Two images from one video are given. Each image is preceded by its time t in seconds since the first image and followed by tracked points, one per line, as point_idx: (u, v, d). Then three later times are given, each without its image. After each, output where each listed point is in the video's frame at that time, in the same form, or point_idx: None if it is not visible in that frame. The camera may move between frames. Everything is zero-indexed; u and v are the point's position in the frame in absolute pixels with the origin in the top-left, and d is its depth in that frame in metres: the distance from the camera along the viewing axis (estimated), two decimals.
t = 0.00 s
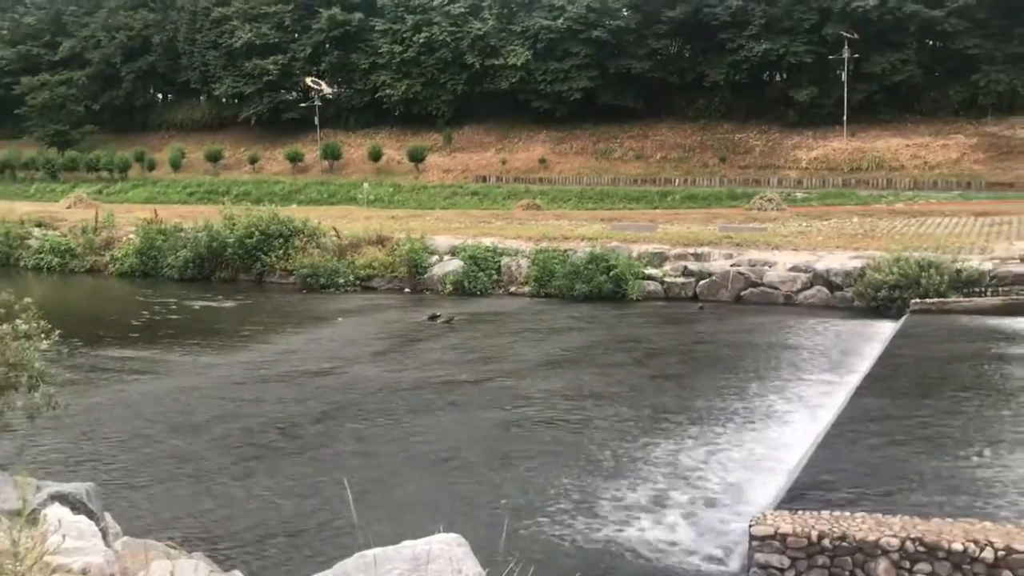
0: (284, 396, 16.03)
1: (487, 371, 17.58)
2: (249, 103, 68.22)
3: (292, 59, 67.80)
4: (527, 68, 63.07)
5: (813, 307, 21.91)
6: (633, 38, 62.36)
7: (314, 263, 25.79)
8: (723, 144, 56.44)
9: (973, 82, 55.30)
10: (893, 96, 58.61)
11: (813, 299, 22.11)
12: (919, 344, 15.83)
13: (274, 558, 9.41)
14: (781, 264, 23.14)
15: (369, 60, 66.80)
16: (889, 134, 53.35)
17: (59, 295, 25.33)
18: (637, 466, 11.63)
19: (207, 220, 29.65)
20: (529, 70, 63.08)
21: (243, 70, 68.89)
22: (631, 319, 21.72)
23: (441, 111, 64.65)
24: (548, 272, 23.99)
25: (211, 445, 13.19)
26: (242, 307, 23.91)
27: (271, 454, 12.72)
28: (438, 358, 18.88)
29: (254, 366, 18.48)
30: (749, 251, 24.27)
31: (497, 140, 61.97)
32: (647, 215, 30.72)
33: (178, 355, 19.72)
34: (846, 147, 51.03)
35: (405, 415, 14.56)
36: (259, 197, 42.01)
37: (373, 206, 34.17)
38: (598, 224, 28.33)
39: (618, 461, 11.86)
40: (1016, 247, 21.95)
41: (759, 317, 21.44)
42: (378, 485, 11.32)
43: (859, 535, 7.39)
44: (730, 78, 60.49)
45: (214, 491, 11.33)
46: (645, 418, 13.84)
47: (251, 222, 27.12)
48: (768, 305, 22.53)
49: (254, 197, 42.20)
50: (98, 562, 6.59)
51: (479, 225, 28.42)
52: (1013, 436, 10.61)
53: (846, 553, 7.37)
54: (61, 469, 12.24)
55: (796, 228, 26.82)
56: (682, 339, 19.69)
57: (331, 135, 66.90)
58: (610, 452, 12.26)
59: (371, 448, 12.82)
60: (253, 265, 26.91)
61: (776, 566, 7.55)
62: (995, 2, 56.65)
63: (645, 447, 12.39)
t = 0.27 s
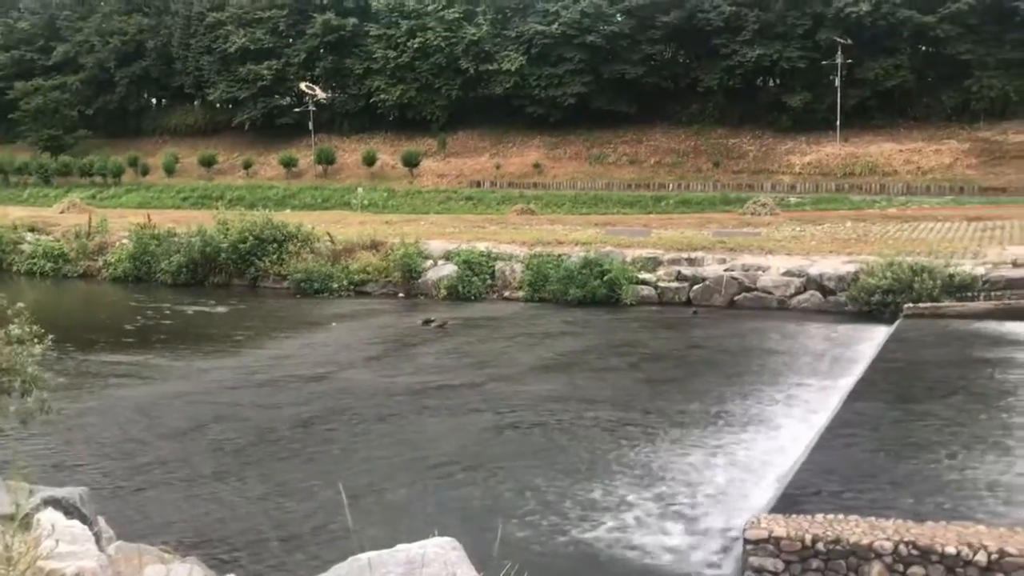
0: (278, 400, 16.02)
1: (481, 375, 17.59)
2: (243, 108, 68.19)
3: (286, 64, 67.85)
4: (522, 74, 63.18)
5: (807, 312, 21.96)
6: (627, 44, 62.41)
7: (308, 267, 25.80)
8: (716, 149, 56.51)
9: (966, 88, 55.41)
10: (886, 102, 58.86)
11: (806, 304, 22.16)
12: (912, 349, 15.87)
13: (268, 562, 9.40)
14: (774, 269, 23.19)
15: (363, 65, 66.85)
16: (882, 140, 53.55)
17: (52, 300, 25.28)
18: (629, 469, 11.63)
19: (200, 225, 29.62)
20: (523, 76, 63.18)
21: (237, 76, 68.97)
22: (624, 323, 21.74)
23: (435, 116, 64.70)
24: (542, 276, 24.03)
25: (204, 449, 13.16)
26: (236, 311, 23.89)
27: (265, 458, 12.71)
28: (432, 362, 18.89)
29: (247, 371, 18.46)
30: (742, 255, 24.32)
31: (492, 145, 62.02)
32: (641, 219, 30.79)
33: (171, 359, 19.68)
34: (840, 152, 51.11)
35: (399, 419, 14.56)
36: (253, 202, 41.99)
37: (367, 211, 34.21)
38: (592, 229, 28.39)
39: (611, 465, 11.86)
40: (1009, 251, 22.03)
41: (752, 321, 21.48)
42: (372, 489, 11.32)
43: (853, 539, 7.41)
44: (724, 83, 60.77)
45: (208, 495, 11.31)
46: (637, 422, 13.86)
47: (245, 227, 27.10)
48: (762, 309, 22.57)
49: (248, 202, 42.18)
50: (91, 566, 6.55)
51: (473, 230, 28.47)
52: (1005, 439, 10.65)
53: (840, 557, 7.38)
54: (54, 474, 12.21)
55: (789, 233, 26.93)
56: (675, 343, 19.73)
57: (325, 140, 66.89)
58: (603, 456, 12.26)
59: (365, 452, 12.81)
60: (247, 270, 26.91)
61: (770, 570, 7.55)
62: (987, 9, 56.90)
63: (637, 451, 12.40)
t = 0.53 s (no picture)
0: (268, 402, 16.00)
1: (471, 377, 17.60)
2: (233, 109, 68.04)
3: (275, 65, 67.73)
4: (512, 75, 63.20)
5: (796, 313, 22.03)
6: (617, 46, 62.75)
7: (298, 269, 25.79)
8: (706, 151, 56.66)
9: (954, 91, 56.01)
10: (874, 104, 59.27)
11: (796, 305, 22.25)
12: (901, 350, 15.95)
13: (258, 564, 9.39)
14: (763, 270, 23.26)
15: (353, 66, 66.81)
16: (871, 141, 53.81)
17: (40, 302, 25.19)
18: (619, 472, 11.65)
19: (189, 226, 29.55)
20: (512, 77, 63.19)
21: (227, 76, 68.90)
22: (615, 325, 21.78)
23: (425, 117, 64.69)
24: (533, 278, 24.06)
25: (193, 451, 13.14)
26: (226, 313, 23.85)
27: (255, 460, 12.69)
28: (423, 363, 18.89)
29: (237, 372, 18.44)
30: (732, 257, 24.39)
31: (482, 147, 62.05)
32: (631, 221, 30.87)
33: (161, 361, 19.63)
34: (829, 154, 51.31)
35: (390, 421, 14.56)
36: (242, 203, 41.93)
37: (358, 212, 34.22)
38: (582, 230, 28.45)
39: (601, 467, 11.88)
40: (997, 253, 22.13)
41: (742, 322, 21.54)
42: (362, 491, 11.32)
43: (842, 540, 7.44)
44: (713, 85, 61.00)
45: (197, 497, 11.30)
46: (627, 424, 13.88)
47: (235, 228, 27.06)
48: (752, 310, 22.63)
49: (237, 204, 42.11)
50: (80, 570, 6.52)
51: (464, 231, 28.50)
52: (993, 440, 10.71)
53: (829, 558, 7.41)
54: (43, 477, 12.17)
55: (778, 234, 27.03)
56: (666, 345, 19.78)
57: (315, 141, 66.83)
58: (593, 458, 12.27)
59: (355, 454, 12.80)
60: (237, 272, 26.90)
61: (760, 572, 7.57)
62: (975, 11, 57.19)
63: (626, 453, 12.41)
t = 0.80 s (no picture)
0: (249, 401, 15.93)
1: (454, 375, 17.59)
2: (213, 107, 67.70)
3: (256, 62, 67.41)
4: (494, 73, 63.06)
5: (777, 311, 22.12)
6: (598, 44, 62.62)
7: (279, 268, 25.73)
8: (687, 149, 56.82)
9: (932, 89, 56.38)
10: (854, 102, 59.65)
11: (776, 302, 22.32)
12: (879, 346, 16.05)
13: (237, 564, 9.35)
14: (744, 268, 23.35)
15: (334, 64, 66.63)
16: (850, 139, 54.14)
17: (18, 301, 25.03)
18: (601, 469, 11.66)
19: (169, 224, 29.39)
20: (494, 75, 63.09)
21: (207, 74, 68.51)
22: (598, 322, 21.79)
23: (407, 115, 64.56)
24: (515, 276, 24.07)
25: (172, 451, 13.08)
26: (206, 311, 23.75)
27: (235, 460, 12.62)
28: (405, 362, 18.86)
29: (217, 372, 18.35)
30: (713, 255, 24.47)
31: (464, 144, 61.98)
32: (612, 218, 30.93)
33: (140, 360, 19.53)
34: (809, 152, 51.57)
35: (371, 420, 14.50)
36: (223, 201, 41.75)
37: (339, 211, 34.14)
38: (564, 228, 28.51)
39: (583, 464, 11.89)
40: (975, 250, 22.31)
41: (724, 320, 21.59)
42: (343, 490, 11.29)
43: (821, 536, 7.48)
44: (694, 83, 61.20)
45: (176, 497, 11.24)
46: (609, 421, 13.90)
47: (215, 226, 26.93)
48: (733, 308, 22.71)
49: (218, 202, 41.92)
50: (56, 572, 6.44)
51: (445, 229, 28.49)
52: (972, 435, 10.79)
53: (809, 553, 7.45)
54: (20, 477, 12.08)
55: (759, 232, 27.15)
56: (647, 342, 19.83)
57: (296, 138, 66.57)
58: (575, 456, 12.28)
59: (337, 453, 12.76)
60: (218, 270, 26.80)
61: (741, 567, 7.60)
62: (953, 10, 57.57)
63: (608, 450, 12.44)
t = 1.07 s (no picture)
0: (222, 397, 15.82)
1: (428, 370, 17.55)
2: (183, 100, 67.11)
3: (226, 56, 66.87)
4: (467, 66, 63.42)
5: (749, 303, 22.25)
6: (571, 37, 62.31)
7: (251, 263, 25.59)
8: (659, 142, 56.99)
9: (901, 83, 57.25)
10: (825, 96, 60.06)
11: (748, 296, 22.45)
12: (850, 338, 16.18)
13: (210, 561, 9.27)
14: (717, 261, 23.45)
15: (306, 57, 66.27)
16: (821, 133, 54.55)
17: None
18: (576, 462, 11.67)
19: (139, 219, 29.13)
20: (468, 67, 63.47)
21: (176, 67, 67.75)
22: (572, 316, 21.82)
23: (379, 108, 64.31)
24: (489, 270, 24.06)
25: (143, 448, 12.92)
26: (177, 307, 23.57)
27: (208, 456, 12.53)
28: (379, 357, 18.80)
29: (188, 367, 18.22)
30: (686, 248, 24.56)
31: (437, 138, 61.81)
32: (586, 212, 30.98)
33: (110, 357, 19.31)
34: (781, 146, 51.91)
35: (345, 415, 14.44)
36: (193, 196, 41.43)
37: (311, 205, 33.99)
38: (538, 222, 28.53)
39: (559, 457, 11.89)
40: (944, 243, 22.55)
41: (697, 313, 21.68)
42: (317, 485, 11.23)
43: (794, 526, 7.53)
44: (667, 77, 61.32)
45: (148, 495, 11.11)
46: (585, 415, 13.92)
47: (185, 221, 26.72)
48: (706, 301, 22.82)
49: (188, 197, 41.61)
50: (25, 571, 6.36)
51: (419, 224, 28.41)
52: (942, 425, 10.90)
53: (782, 544, 7.50)
54: None
55: (731, 225, 27.30)
56: (622, 335, 19.89)
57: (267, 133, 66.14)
58: (551, 449, 12.29)
59: (311, 448, 12.69)
60: (189, 265, 26.60)
61: (715, 559, 7.64)
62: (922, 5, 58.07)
63: (584, 444, 12.46)
